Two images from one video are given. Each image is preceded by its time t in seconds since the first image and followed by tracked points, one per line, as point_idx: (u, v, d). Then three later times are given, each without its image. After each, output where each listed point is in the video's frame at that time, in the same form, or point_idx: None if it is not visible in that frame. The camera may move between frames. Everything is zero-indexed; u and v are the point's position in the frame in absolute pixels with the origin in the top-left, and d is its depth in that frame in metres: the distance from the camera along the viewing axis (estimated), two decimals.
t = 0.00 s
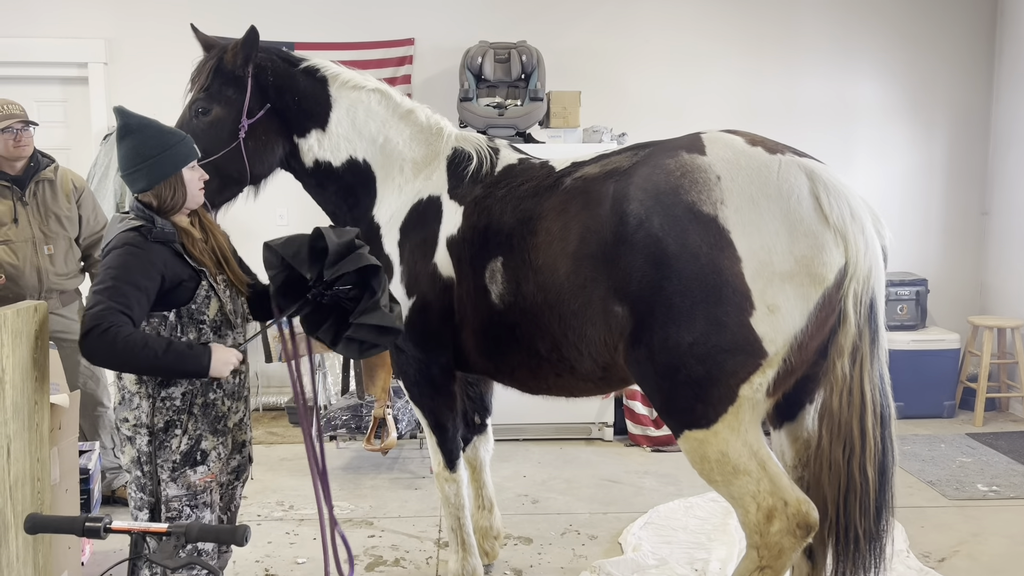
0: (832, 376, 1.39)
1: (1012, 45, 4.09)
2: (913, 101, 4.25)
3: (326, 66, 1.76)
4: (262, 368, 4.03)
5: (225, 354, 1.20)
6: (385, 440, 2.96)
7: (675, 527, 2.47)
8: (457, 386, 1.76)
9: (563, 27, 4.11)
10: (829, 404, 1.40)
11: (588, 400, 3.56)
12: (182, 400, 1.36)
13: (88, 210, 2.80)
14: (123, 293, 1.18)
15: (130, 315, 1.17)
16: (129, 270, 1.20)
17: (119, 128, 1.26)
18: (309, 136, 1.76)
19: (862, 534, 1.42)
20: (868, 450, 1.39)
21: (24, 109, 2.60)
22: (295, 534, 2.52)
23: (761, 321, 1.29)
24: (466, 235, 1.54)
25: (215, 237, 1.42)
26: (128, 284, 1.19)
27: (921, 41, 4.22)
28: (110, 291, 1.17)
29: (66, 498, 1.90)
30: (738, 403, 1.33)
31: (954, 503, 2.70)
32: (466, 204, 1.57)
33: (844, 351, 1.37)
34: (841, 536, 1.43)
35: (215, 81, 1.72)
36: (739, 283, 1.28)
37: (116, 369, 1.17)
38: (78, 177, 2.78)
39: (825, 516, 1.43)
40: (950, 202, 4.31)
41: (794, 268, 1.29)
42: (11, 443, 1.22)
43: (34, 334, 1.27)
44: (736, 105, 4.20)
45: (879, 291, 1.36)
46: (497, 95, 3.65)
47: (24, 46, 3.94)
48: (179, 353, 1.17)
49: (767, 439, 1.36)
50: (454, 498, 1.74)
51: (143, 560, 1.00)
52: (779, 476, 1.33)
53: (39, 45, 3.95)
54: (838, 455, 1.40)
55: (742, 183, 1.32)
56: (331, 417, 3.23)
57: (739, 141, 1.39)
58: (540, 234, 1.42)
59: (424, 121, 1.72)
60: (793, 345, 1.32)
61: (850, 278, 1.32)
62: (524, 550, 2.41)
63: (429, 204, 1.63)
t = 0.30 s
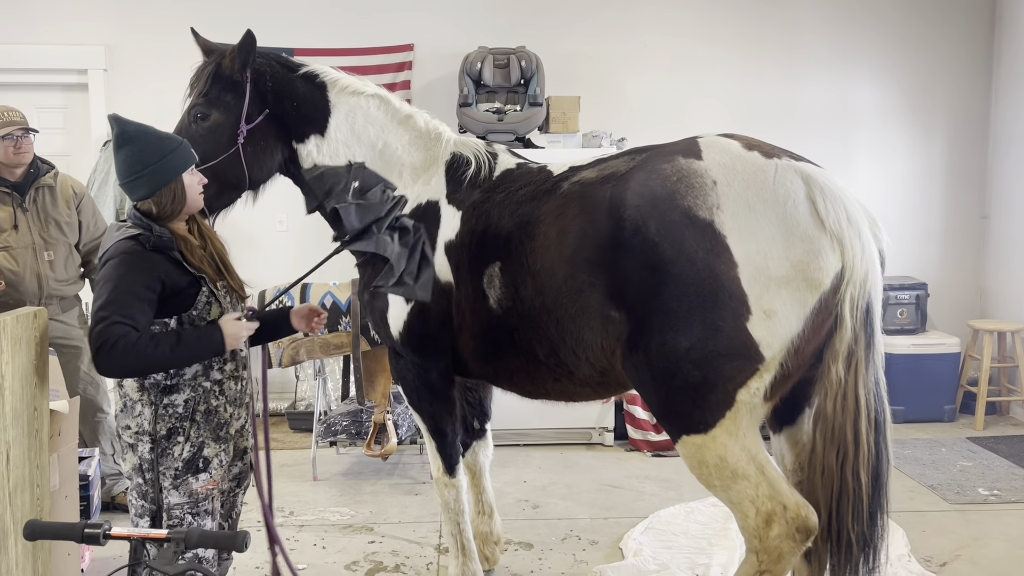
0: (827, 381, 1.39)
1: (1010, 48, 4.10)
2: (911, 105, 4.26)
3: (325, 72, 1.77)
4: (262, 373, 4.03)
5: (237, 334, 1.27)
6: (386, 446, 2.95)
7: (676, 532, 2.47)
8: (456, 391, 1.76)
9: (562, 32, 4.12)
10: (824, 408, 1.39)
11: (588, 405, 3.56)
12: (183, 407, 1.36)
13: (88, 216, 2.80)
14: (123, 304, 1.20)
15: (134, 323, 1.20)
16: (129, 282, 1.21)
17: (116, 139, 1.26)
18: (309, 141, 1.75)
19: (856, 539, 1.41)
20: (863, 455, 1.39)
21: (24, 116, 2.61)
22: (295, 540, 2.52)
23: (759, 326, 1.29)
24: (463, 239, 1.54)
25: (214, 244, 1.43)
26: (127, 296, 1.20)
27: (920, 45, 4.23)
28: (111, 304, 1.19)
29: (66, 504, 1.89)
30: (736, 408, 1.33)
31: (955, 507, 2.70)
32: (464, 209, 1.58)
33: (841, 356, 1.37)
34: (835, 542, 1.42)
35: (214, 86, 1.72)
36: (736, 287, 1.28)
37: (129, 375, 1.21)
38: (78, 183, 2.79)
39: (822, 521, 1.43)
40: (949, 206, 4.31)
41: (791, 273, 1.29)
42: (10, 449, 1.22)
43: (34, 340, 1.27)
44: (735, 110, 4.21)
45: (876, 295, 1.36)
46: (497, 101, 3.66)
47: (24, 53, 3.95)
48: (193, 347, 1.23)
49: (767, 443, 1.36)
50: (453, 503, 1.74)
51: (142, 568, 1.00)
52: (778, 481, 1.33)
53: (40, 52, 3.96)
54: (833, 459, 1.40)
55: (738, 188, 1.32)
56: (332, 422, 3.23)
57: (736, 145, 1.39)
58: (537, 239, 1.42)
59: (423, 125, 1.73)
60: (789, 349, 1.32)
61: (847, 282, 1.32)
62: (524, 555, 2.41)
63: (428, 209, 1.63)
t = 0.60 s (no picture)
0: (827, 386, 1.39)
1: (1009, 54, 4.11)
2: (909, 110, 4.27)
3: (323, 77, 1.76)
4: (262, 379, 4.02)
5: (271, 307, 1.28)
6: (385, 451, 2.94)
7: (676, 538, 2.46)
8: (455, 396, 1.76)
9: (561, 38, 4.14)
10: (823, 413, 1.39)
11: (588, 410, 3.55)
12: (186, 413, 1.36)
13: (87, 222, 2.81)
14: (148, 310, 1.22)
15: (166, 325, 1.23)
16: (138, 289, 1.22)
17: (108, 144, 1.27)
18: (306, 146, 1.77)
19: (855, 545, 1.40)
20: (862, 460, 1.39)
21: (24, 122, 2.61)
22: (294, 546, 2.51)
23: (759, 331, 1.29)
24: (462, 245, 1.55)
25: (209, 249, 1.46)
26: (146, 302, 1.22)
27: (919, 50, 4.25)
28: (136, 313, 1.21)
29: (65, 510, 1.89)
30: (737, 412, 1.32)
31: (955, 512, 2.70)
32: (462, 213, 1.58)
33: (840, 361, 1.37)
34: (834, 548, 1.42)
35: (211, 90, 1.73)
36: (736, 293, 1.28)
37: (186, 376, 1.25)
38: (77, 190, 2.79)
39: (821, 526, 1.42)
40: (947, 211, 4.32)
41: (791, 278, 1.29)
42: (9, 456, 1.22)
43: (34, 347, 1.28)
44: (733, 115, 4.22)
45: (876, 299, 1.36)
46: (496, 106, 3.67)
47: (24, 59, 3.96)
48: (233, 327, 1.24)
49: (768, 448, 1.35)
50: (453, 509, 1.73)
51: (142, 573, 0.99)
52: (779, 486, 1.33)
53: (40, 58, 3.97)
54: (832, 464, 1.40)
55: (738, 193, 1.32)
56: (331, 428, 3.22)
57: (734, 150, 1.40)
58: (537, 244, 1.43)
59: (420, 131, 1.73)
60: (790, 354, 1.32)
61: (847, 286, 1.33)
62: (524, 561, 2.41)
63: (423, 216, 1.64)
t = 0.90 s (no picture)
0: (827, 391, 1.39)
1: (1005, 59, 4.14)
2: (906, 116, 4.29)
3: (322, 81, 1.75)
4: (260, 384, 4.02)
5: (281, 291, 1.28)
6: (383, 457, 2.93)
7: (675, 543, 2.46)
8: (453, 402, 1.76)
9: (559, 44, 4.15)
10: (824, 418, 1.40)
11: (587, 415, 3.55)
12: (190, 418, 1.36)
13: (86, 228, 2.81)
14: (157, 306, 1.22)
15: (177, 319, 1.23)
16: (141, 289, 1.23)
17: (103, 149, 1.29)
18: (304, 150, 1.78)
19: (855, 549, 1.41)
20: (862, 465, 1.39)
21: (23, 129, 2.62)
22: (293, 553, 2.50)
23: (760, 336, 1.30)
24: (460, 250, 1.55)
25: (206, 258, 1.48)
26: (154, 299, 1.23)
27: (916, 56, 4.27)
28: (145, 309, 1.21)
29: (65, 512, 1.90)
30: (736, 417, 1.33)
31: (953, 517, 2.70)
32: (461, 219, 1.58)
33: (839, 366, 1.37)
34: (835, 553, 1.42)
35: (209, 93, 1.74)
36: (736, 298, 1.29)
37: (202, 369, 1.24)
38: (76, 196, 2.79)
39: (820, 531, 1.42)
40: (944, 215, 4.33)
41: (790, 283, 1.30)
42: (8, 463, 1.22)
43: (33, 353, 1.28)
44: (732, 121, 4.24)
45: (875, 303, 1.36)
46: (494, 112, 3.68)
47: (24, 66, 3.96)
48: (244, 313, 1.24)
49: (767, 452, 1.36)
50: (452, 515, 1.73)
51: None
52: (778, 491, 1.33)
53: (39, 64, 3.98)
54: (832, 469, 1.40)
55: (738, 200, 1.33)
56: (330, 433, 3.21)
57: (733, 156, 1.40)
58: (537, 250, 1.43)
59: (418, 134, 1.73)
60: (790, 359, 1.33)
61: (847, 292, 1.33)
62: (523, 566, 2.40)
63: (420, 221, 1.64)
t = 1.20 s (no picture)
0: (826, 396, 1.40)
1: (1001, 66, 4.16)
2: (903, 122, 4.31)
3: (319, 87, 1.76)
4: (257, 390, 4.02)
5: (270, 292, 1.28)
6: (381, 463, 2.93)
7: (673, 549, 2.45)
8: (451, 408, 1.76)
9: (556, 50, 4.17)
10: (823, 422, 1.40)
11: (585, 421, 3.55)
12: (187, 424, 1.36)
13: (83, 234, 2.81)
14: (152, 313, 1.23)
15: (171, 326, 1.23)
16: (135, 295, 1.23)
17: (99, 154, 1.30)
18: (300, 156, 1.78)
19: (854, 554, 1.41)
20: (861, 469, 1.39)
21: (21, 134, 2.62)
22: (290, 558, 2.49)
23: (760, 341, 1.30)
24: (459, 256, 1.55)
25: (203, 264, 1.49)
26: (148, 306, 1.23)
27: (912, 62, 4.29)
28: (140, 316, 1.21)
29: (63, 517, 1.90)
30: (736, 422, 1.33)
31: (951, 522, 2.70)
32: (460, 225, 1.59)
33: (839, 371, 1.38)
34: (834, 557, 1.42)
35: (205, 97, 1.75)
36: (736, 303, 1.29)
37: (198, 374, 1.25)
38: (74, 202, 2.79)
39: (818, 536, 1.42)
40: (941, 221, 4.35)
41: (789, 288, 1.30)
42: (5, 469, 1.21)
43: (31, 359, 1.27)
44: (729, 127, 4.26)
45: (874, 308, 1.37)
46: (492, 118, 3.69)
47: (22, 71, 3.97)
48: (234, 316, 1.23)
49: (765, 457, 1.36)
50: (449, 521, 1.72)
51: None
52: (777, 496, 1.33)
53: (37, 70, 3.98)
54: (831, 473, 1.40)
55: (738, 206, 1.33)
56: (327, 439, 3.21)
57: (731, 162, 1.41)
58: (537, 255, 1.43)
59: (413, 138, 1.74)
60: (790, 364, 1.33)
61: (846, 296, 1.33)
62: (521, 572, 2.40)
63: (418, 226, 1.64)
